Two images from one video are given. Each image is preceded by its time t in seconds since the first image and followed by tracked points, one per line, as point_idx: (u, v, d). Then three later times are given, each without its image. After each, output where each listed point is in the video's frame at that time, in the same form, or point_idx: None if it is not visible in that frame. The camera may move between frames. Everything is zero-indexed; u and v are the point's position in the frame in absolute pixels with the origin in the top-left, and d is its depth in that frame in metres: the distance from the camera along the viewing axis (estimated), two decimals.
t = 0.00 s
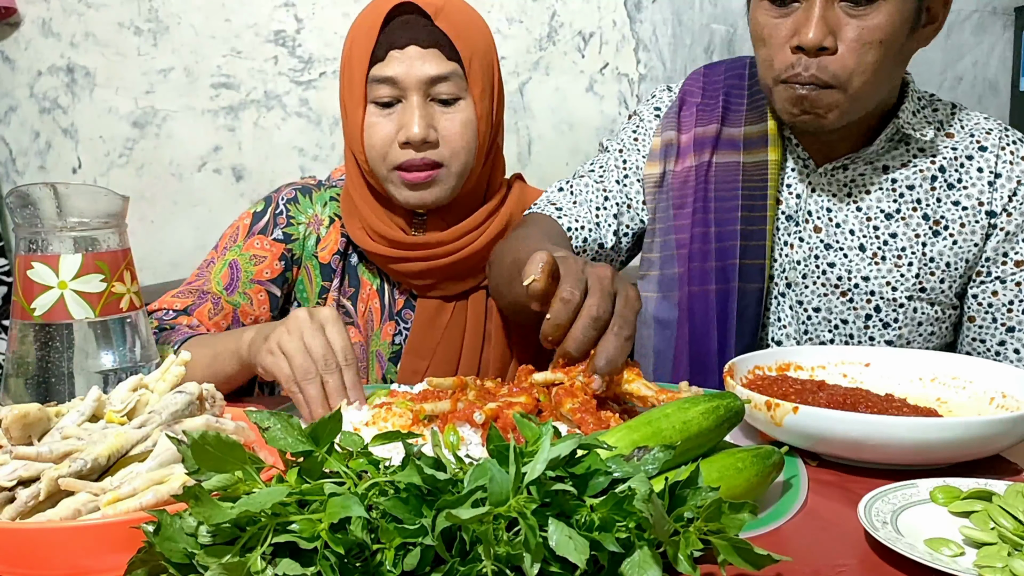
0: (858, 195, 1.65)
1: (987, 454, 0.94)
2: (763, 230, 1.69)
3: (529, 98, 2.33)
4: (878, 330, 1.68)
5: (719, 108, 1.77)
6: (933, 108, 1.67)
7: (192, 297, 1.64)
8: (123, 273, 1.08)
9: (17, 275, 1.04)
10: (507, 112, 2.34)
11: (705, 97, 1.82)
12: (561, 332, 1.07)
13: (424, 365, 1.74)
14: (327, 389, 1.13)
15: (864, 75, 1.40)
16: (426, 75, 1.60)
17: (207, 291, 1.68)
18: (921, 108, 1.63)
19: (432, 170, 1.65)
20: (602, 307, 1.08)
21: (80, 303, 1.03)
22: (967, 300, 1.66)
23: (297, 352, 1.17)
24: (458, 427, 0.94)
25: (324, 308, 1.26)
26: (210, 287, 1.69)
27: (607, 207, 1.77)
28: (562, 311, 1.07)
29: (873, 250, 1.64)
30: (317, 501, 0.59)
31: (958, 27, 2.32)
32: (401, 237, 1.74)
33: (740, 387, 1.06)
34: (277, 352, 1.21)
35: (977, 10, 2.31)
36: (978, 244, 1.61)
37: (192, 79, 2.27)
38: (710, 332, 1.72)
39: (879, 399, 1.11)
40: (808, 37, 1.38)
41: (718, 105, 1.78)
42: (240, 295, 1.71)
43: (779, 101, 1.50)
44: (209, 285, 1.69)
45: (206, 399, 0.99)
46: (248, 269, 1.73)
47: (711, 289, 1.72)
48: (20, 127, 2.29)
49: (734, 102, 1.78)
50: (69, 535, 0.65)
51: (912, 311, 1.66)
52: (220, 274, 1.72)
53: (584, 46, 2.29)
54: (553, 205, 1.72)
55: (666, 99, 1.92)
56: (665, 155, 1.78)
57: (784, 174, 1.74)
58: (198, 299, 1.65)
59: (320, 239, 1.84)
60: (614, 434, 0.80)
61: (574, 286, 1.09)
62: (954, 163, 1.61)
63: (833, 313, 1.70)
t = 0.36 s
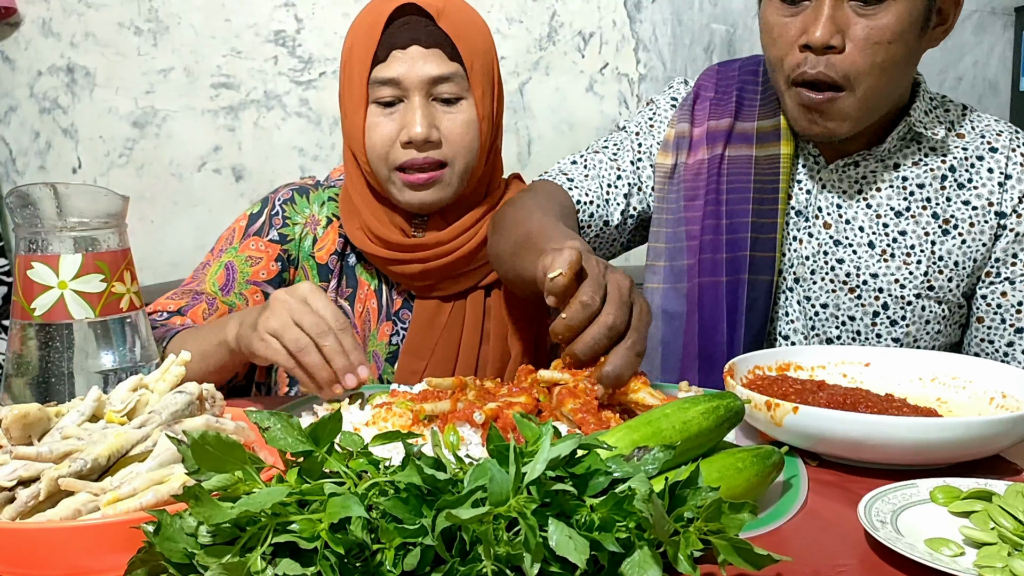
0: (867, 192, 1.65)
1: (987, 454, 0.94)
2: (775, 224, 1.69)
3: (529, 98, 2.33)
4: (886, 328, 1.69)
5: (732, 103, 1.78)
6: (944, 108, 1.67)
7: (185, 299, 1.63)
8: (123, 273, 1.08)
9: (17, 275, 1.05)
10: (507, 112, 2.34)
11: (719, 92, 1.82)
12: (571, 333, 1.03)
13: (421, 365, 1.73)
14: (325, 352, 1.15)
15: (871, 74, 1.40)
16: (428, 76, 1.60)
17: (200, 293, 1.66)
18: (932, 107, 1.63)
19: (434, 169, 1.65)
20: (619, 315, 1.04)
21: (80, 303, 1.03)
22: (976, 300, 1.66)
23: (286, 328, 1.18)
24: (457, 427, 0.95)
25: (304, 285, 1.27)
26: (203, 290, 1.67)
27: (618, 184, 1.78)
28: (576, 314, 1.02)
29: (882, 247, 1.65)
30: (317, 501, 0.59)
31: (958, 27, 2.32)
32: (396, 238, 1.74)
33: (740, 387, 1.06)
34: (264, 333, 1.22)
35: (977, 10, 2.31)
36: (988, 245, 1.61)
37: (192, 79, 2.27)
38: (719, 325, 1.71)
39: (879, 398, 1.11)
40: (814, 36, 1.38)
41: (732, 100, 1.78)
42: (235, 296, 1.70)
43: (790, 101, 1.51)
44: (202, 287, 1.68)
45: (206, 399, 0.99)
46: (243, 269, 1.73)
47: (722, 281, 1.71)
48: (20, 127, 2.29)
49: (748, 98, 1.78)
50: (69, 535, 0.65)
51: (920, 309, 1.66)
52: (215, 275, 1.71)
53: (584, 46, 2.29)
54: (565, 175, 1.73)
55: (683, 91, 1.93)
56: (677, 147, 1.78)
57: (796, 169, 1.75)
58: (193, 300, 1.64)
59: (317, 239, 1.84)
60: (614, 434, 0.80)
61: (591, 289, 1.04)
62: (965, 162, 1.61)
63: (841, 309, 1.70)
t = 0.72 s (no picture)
0: (867, 191, 1.65)
1: (987, 454, 0.94)
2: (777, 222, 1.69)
3: (529, 98, 2.33)
4: (885, 327, 1.68)
5: (734, 102, 1.77)
6: (944, 107, 1.67)
7: (201, 288, 1.65)
8: (123, 273, 1.08)
9: (17, 275, 1.05)
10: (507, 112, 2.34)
11: (721, 91, 1.81)
12: (570, 338, 1.01)
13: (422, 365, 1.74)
14: (370, 367, 1.16)
15: (871, 74, 1.40)
16: (429, 77, 1.60)
17: (215, 282, 1.68)
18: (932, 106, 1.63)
19: (434, 172, 1.65)
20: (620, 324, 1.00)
21: (80, 303, 1.03)
22: (975, 300, 1.66)
23: (342, 330, 1.19)
24: (457, 427, 0.95)
25: (370, 290, 1.28)
26: (218, 279, 1.69)
27: (619, 174, 1.79)
28: (574, 321, 0.99)
29: (882, 246, 1.65)
30: (317, 501, 0.59)
31: (958, 27, 2.32)
32: (399, 241, 1.73)
33: (740, 388, 1.06)
34: (322, 330, 1.22)
35: (977, 10, 2.31)
36: (987, 244, 1.61)
37: (192, 79, 2.27)
38: (721, 321, 1.70)
39: (879, 399, 1.11)
40: (814, 35, 1.38)
41: (733, 99, 1.78)
42: (247, 288, 1.72)
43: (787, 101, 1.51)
44: (216, 277, 1.69)
45: (206, 399, 0.99)
46: (254, 263, 1.73)
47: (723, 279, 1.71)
48: (20, 127, 2.29)
49: (749, 97, 1.78)
50: (69, 535, 0.65)
51: (920, 309, 1.66)
52: (226, 266, 1.72)
53: (584, 46, 2.29)
54: (566, 160, 1.75)
55: (686, 87, 1.93)
56: (678, 145, 1.79)
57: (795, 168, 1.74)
58: (207, 289, 1.66)
59: (323, 238, 1.84)
60: (614, 435, 0.80)
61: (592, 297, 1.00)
62: (964, 162, 1.61)
63: (840, 308, 1.69)
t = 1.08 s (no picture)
0: (870, 191, 1.65)
1: (987, 454, 0.94)
2: (781, 223, 1.68)
3: (529, 98, 2.33)
4: (888, 327, 1.68)
5: (737, 102, 1.77)
6: (946, 108, 1.67)
7: (214, 287, 1.67)
8: (123, 273, 1.08)
9: (17, 275, 1.04)
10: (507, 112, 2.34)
11: (723, 91, 1.81)
12: (575, 337, 1.00)
13: (423, 365, 1.74)
14: (374, 370, 1.11)
15: (873, 73, 1.40)
16: (430, 77, 1.59)
17: (228, 281, 1.69)
18: (935, 107, 1.63)
19: (436, 173, 1.65)
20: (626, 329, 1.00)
21: (80, 304, 1.03)
22: (978, 301, 1.67)
23: (341, 333, 1.14)
24: (458, 427, 0.95)
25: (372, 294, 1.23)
26: (230, 277, 1.70)
27: (625, 165, 1.78)
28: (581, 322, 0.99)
29: (885, 247, 1.64)
30: (317, 501, 0.59)
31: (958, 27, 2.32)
32: (402, 239, 1.73)
33: (740, 388, 1.06)
34: (322, 336, 1.17)
35: (977, 10, 2.31)
36: (990, 245, 1.61)
37: (192, 79, 2.27)
38: (724, 319, 1.70)
39: (879, 398, 1.11)
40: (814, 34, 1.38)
41: (737, 98, 1.78)
42: (259, 286, 1.72)
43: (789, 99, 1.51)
44: (229, 275, 1.70)
45: (206, 399, 0.99)
46: (265, 260, 1.74)
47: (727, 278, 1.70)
48: (20, 127, 2.29)
49: (752, 97, 1.78)
50: (69, 535, 0.65)
51: (923, 309, 1.66)
52: (238, 265, 1.72)
53: (584, 46, 2.29)
54: (573, 148, 1.74)
55: (693, 86, 1.93)
56: (683, 144, 1.79)
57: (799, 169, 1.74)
58: (220, 288, 1.67)
59: (329, 236, 1.85)
60: (614, 434, 0.80)
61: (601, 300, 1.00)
62: (967, 163, 1.62)
63: (843, 308, 1.69)
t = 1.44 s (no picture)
0: (869, 191, 1.65)
1: (987, 454, 0.94)
2: (781, 222, 1.68)
3: (529, 98, 2.33)
4: (887, 327, 1.68)
5: (738, 102, 1.77)
6: (946, 109, 1.67)
7: (210, 282, 1.69)
8: (123, 273, 1.08)
9: (17, 275, 1.04)
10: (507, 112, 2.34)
11: (724, 92, 1.81)
12: (579, 339, 1.00)
13: (422, 365, 1.73)
14: (317, 378, 1.13)
15: (872, 71, 1.40)
16: (430, 76, 1.60)
17: (224, 277, 1.71)
18: (935, 107, 1.63)
19: (436, 171, 1.65)
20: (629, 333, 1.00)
21: (80, 304, 1.03)
22: (977, 301, 1.67)
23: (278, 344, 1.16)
24: (457, 427, 0.95)
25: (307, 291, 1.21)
26: (226, 274, 1.71)
27: (627, 163, 1.78)
28: (586, 324, 0.98)
29: (884, 247, 1.65)
30: (317, 501, 0.59)
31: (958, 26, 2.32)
32: (402, 238, 1.73)
33: (740, 388, 1.06)
34: (262, 345, 1.19)
35: (977, 10, 2.31)
36: (989, 245, 1.61)
37: (192, 78, 2.27)
38: (725, 318, 1.70)
39: (879, 398, 1.11)
40: (814, 33, 1.38)
41: (738, 99, 1.78)
42: (256, 282, 1.73)
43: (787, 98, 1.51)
44: (225, 272, 1.71)
45: (206, 399, 0.99)
46: (262, 257, 1.74)
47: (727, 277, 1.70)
48: (20, 127, 2.29)
49: (753, 97, 1.78)
50: (69, 535, 0.65)
51: (921, 309, 1.66)
52: (235, 261, 1.73)
53: (584, 46, 2.29)
54: (575, 145, 1.74)
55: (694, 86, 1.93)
56: (683, 144, 1.80)
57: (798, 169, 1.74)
58: (216, 284, 1.69)
59: (329, 232, 1.85)
60: (614, 435, 0.80)
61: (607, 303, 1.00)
62: (966, 163, 1.62)
63: (842, 308, 1.69)
